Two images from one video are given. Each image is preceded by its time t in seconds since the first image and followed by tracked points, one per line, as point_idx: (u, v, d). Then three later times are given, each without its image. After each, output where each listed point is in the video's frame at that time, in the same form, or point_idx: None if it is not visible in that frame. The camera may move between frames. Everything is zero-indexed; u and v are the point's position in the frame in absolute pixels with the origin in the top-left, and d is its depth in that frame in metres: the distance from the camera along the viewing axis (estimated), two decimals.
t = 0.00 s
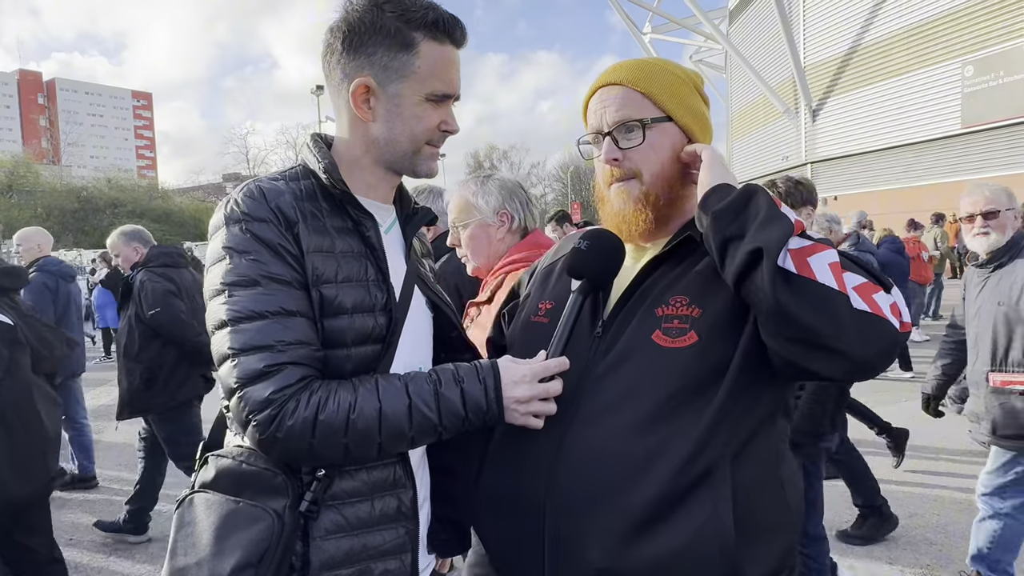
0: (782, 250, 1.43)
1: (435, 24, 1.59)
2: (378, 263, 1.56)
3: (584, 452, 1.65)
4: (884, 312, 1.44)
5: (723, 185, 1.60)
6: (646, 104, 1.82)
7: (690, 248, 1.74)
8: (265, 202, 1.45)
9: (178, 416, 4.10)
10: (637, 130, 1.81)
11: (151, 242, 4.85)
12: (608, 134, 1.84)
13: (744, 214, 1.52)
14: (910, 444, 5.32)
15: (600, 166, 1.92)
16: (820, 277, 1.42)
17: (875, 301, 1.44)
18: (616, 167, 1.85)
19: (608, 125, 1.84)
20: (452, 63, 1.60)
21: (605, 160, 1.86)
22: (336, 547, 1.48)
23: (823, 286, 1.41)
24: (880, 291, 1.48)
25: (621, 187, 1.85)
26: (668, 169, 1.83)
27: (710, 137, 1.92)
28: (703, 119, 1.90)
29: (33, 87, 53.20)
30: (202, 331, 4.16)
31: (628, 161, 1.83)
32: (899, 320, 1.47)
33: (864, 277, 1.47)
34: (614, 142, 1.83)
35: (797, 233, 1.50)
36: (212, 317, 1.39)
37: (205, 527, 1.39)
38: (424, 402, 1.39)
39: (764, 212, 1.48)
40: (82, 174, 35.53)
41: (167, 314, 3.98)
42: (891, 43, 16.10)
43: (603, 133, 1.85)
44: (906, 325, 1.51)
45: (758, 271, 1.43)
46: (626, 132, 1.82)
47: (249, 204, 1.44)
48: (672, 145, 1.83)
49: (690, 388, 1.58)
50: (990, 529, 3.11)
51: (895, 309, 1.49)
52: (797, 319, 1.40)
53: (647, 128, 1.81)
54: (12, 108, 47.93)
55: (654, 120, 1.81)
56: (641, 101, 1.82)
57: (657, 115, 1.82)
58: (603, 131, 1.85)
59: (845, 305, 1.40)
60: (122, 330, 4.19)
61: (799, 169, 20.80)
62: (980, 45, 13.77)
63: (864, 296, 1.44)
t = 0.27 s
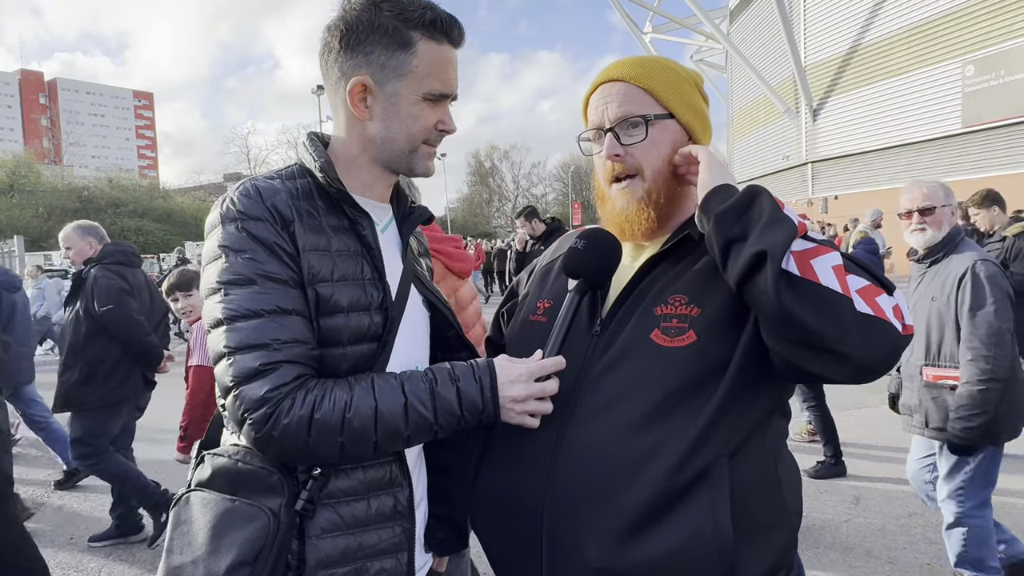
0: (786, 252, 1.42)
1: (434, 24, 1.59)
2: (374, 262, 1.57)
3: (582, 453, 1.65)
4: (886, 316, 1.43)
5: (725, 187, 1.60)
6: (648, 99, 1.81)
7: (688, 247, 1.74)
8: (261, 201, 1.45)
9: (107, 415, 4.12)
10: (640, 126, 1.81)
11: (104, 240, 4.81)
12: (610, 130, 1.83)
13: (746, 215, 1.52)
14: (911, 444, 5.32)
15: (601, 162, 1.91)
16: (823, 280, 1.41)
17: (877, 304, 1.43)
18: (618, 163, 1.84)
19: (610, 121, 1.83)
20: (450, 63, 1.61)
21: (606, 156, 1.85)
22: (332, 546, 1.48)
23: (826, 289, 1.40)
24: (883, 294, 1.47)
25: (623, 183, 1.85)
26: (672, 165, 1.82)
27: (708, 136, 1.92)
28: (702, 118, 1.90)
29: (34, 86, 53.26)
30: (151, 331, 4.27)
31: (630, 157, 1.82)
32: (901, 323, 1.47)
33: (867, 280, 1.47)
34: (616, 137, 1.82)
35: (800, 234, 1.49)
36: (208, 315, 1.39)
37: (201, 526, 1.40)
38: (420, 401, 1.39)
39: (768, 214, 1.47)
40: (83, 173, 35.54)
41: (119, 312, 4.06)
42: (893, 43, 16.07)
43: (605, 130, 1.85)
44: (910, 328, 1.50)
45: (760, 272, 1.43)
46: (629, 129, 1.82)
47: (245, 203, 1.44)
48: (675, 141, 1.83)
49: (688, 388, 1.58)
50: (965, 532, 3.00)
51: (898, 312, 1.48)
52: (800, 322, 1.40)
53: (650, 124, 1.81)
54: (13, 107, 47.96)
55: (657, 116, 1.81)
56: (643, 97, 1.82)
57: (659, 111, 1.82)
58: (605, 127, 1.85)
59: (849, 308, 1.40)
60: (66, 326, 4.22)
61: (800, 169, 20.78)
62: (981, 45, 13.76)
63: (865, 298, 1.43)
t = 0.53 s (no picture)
0: (831, 306, 1.38)
1: (437, 24, 1.59)
2: (375, 262, 1.57)
3: (583, 453, 1.65)
4: (914, 361, 1.45)
5: (755, 214, 1.52)
6: (642, 98, 1.82)
7: (690, 247, 1.73)
8: (262, 201, 1.45)
9: (58, 422, 4.04)
10: (634, 124, 1.81)
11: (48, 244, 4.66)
12: (605, 129, 1.84)
13: (786, 255, 1.46)
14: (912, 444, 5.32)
15: (597, 161, 1.92)
16: (864, 327, 1.41)
17: (909, 350, 1.45)
18: (613, 162, 1.85)
19: (605, 120, 1.84)
20: (452, 63, 1.61)
21: (601, 154, 1.86)
22: (332, 545, 1.49)
23: (866, 336, 1.41)
24: (912, 335, 1.49)
25: (618, 181, 1.86)
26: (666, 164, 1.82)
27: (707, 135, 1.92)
28: (700, 117, 1.90)
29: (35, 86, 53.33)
30: (105, 331, 4.19)
31: (625, 156, 1.83)
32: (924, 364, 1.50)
33: (901, 322, 1.48)
34: (610, 136, 1.83)
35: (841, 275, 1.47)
36: (209, 315, 1.39)
37: (202, 525, 1.40)
38: (421, 401, 1.40)
39: (810, 265, 1.41)
40: (83, 173, 35.58)
41: (71, 313, 4.01)
42: (893, 42, 16.06)
43: (601, 128, 1.85)
44: (930, 366, 1.54)
45: (797, 323, 1.40)
46: (624, 127, 1.82)
47: (246, 203, 1.44)
48: (669, 140, 1.83)
49: (689, 389, 1.58)
50: (945, 535, 3.17)
51: (923, 352, 1.51)
52: (834, 371, 1.40)
53: (643, 123, 1.81)
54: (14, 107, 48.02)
55: (650, 114, 1.81)
56: (638, 96, 1.82)
57: (652, 110, 1.82)
58: (601, 126, 1.86)
59: (885, 357, 1.41)
60: (15, 331, 4.11)
61: (801, 168, 20.78)
62: (982, 44, 13.75)
63: (899, 343, 1.44)
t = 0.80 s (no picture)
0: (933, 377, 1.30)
1: (437, 24, 1.60)
2: (375, 261, 1.57)
3: (584, 453, 1.65)
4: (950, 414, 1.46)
5: (891, 256, 1.28)
6: (631, 98, 1.83)
7: (692, 247, 1.73)
8: (262, 200, 1.46)
9: None
10: (624, 124, 1.82)
11: None
12: (597, 129, 1.86)
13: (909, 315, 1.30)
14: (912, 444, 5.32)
15: (591, 160, 1.94)
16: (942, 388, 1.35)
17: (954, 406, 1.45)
18: (604, 160, 1.87)
19: (597, 120, 1.86)
20: (451, 63, 1.61)
21: (593, 153, 1.88)
22: (333, 544, 1.49)
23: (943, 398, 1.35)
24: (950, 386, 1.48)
25: (609, 179, 1.87)
26: (656, 163, 1.83)
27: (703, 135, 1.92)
28: (695, 117, 1.90)
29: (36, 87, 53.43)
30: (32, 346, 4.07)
31: (616, 154, 1.84)
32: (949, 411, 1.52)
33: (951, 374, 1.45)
34: (602, 135, 1.85)
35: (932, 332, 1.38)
36: (209, 315, 1.39)
37: (203, 524, 1.40)
38: (421, 400, 1.40)
39: (926, 336, 1.29)
40: (84, 173, 35.64)
41: None
42: (894, 42, 16.07)
43: (594, 128, 1.87)
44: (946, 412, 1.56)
45: (894, 384, 1.31)
46: (613, 127, 1.83)
47: (246, 202, 1.44)
48: (660, 138, 1.83)
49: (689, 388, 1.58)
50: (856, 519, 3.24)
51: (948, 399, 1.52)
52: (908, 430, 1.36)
53: (633, 122, 1.82)
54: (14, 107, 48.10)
55: (640, 112, 1.82)
56: (628, 95, 1.83)
57: (643, 109, 1.82)
58: (593, 126, 1.87)
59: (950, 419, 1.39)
60: None
61: (801, 168, 20.78)
62: (982, 44, 13.76)
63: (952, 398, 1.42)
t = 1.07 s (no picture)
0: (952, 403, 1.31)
1: (435, 24, 1.60)
2: (373, 261, 1.57)
3: (585, 454, 1.65)
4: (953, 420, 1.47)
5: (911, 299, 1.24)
6: (631, 100, 1.83)
7: (693, 248, 1.73)
8: (260, 201, 1.46)
9: None
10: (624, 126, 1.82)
11: None
12: (598, 132, 1.85)
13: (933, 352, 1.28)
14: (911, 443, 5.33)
15: (591, 162, 1.93)
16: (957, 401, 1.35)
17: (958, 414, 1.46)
18: (605, 163, 1.87)
19: (597, 123, 1.86)
20: (449, 64, 1.61)
21: (593, 156, 1.88)
22: (331, 544, 1.49)
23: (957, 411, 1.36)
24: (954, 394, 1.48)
25: (610, 182, 1.87)
26: (657, 165, 1.83)
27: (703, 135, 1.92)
28: (695, 118, 1.90)
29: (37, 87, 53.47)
30: None
31: (617, 157, 1.84)
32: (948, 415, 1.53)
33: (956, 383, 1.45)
34: (602, 139, 1.85)
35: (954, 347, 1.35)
36: (208, 315, 1.40)
37: (202, 525, 1.40)
38: (419, 400, 1.40)
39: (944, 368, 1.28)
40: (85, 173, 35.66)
41: None
42: (894, 42, 16.07)
43: (594, 131, 1.87)
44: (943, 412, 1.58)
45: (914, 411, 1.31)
46: (614, 130, 1.83)
47: (244, 203, 1.45)
48: (661, 140, 1.83)
49: (689, 389, 1.59)
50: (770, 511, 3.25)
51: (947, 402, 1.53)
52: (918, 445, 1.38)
53: (633, 124, 1.82)
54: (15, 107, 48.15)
55: (640, 115, 1.82)
56: (628, 98, 1.83)
57: (643, 111, 1.82)
58: (593, 129, 1.87)
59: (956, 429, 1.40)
60: None
61: (801, 168, 20.79)
62: (981, 44, 13.76)
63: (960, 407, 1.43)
